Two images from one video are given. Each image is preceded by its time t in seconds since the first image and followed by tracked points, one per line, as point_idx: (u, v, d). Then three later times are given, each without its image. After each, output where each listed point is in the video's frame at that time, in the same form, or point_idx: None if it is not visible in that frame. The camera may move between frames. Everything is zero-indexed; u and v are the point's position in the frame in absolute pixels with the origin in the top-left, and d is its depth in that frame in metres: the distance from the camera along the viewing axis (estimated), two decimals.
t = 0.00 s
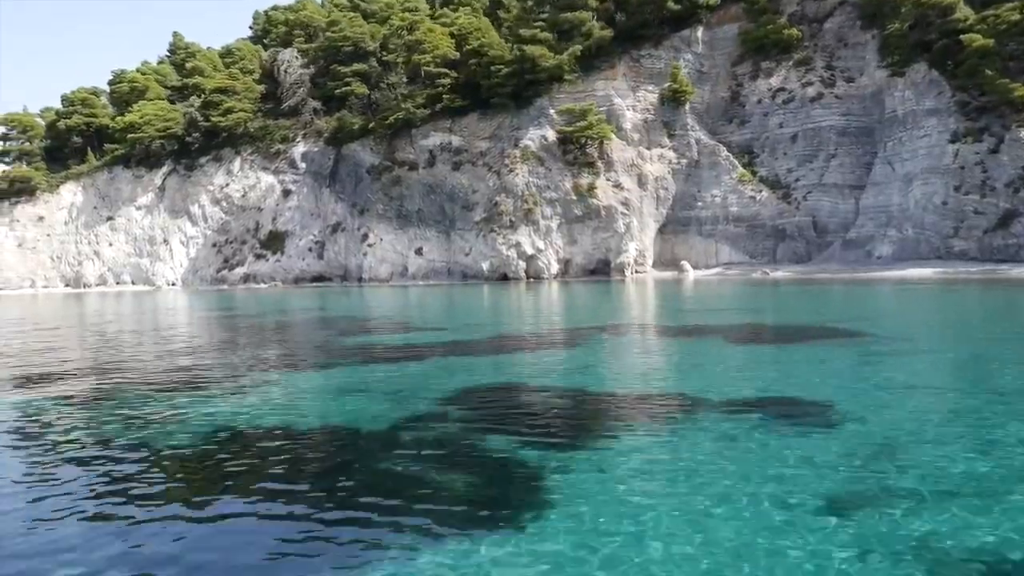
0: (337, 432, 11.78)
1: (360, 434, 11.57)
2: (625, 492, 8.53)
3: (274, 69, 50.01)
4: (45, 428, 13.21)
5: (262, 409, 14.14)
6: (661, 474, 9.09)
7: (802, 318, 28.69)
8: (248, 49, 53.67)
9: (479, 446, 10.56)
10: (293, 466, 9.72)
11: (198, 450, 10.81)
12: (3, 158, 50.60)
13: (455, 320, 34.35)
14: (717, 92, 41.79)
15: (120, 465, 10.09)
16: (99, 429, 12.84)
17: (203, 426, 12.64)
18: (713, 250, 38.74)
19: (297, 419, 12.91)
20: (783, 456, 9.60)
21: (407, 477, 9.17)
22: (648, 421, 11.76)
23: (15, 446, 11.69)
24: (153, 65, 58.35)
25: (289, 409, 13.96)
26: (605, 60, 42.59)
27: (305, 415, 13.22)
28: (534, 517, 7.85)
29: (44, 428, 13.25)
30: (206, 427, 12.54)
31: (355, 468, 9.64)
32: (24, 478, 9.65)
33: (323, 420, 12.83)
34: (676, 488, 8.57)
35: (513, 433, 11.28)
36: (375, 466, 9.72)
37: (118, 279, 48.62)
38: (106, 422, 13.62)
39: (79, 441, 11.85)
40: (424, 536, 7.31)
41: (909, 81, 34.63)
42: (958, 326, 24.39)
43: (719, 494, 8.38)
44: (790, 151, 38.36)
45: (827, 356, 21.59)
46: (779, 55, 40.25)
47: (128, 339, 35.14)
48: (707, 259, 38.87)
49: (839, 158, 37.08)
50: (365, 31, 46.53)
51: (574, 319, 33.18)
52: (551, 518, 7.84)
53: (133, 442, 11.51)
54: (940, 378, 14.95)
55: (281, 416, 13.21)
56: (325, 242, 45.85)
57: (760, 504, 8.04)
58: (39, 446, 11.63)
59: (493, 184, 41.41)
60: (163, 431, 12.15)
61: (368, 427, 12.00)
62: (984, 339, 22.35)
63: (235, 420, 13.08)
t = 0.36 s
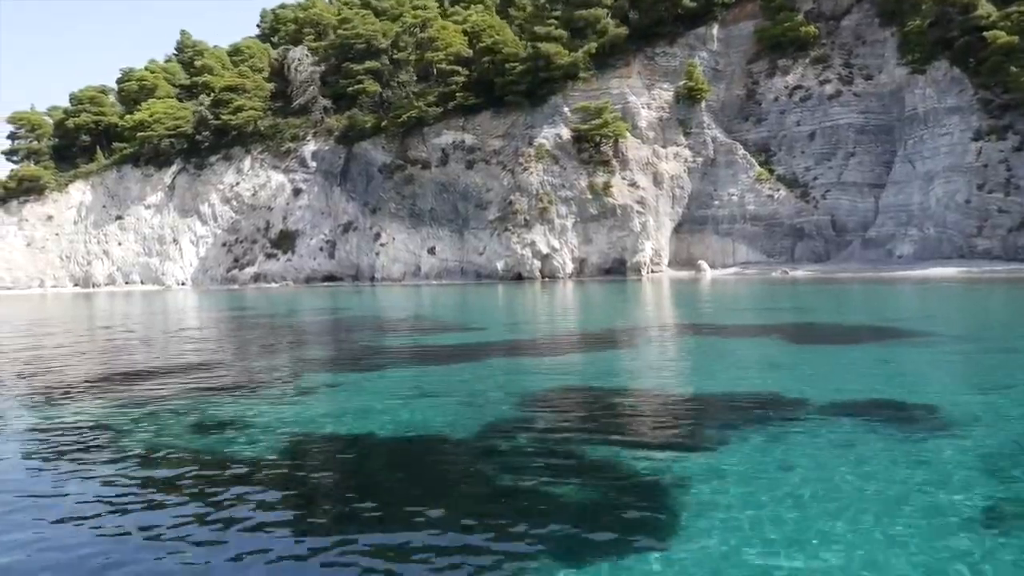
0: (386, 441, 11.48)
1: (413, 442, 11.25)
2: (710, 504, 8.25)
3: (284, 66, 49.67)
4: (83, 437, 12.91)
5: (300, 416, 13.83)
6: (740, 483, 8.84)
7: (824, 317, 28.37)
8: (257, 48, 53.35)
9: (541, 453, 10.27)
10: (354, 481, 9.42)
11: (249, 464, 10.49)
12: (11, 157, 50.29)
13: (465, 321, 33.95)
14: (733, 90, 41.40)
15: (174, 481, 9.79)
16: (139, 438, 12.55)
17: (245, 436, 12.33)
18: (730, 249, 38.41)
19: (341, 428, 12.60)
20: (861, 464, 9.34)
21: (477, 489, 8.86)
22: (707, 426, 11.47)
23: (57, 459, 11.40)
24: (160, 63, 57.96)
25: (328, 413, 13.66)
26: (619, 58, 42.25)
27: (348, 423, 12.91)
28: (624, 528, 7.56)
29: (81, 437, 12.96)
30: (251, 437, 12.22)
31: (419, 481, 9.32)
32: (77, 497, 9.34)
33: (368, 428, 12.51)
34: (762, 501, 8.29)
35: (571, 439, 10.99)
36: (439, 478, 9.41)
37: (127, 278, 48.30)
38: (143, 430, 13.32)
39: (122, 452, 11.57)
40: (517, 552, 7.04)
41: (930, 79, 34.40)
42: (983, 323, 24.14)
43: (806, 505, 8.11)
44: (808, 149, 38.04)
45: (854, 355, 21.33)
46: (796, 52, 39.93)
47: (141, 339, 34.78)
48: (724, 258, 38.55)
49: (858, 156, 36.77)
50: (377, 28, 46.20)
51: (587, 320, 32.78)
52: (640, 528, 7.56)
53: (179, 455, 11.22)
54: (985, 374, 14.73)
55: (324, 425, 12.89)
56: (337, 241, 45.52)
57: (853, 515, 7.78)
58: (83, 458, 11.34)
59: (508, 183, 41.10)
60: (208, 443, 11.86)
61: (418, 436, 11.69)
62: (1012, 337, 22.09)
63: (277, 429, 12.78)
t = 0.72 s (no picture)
0: (436, 438, 11.15)
1: (464, 440, 10.91)
2: (792, 497, 7.97)
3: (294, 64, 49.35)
4: (117, 435, 12.55)
5: (338, 414, 13.48)
6: (820, 478, 8.54)
7: (846, 316, 28.02)
8: (266, 47, 52.99)
9: (603, 450, 9.94)
10: (415, 479, 9.08)
11: (300, 462, 10.15)
12: (19, 155, 49.89)
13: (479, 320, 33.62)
14: (748, 88, 41.07)
15: (225, 480, 9.43)
16: (177, 435, 12.20)
17: (286, 433, 11.98)
18: (747, 247, 38.06)
19: (384, 425, 12.26)
20: (941, 460, 9.05)
21: (548, 485, 8.54)
22: (766, 422, 11.14)
23: (96, 457, 11.04)
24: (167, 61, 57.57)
25: (366, 412, 13.31)
26: (633, 55, 41.88)
27: (389, 421, 12.57)
28: (716, 522, 7.25)
29: (116, 434, 12.60)
30: (293, 434, 11.87)
31: (484, 478, 8.99)
32: (128, 494, 8.99)
33: (412, 426, 12.17)
34: (851, 496, 7.98)
35: (629, 435, 10.66)
36: (504, 474, 9.08)
37: (136, 277, 47.92)
38: (178, 427, 12.95)
39: (163, 451, 11.21)
40: (613, 547, 6.72)
41: (951, 75, 34.14)
42: (1010, 320, 23.85)
43: (899, 501, 7.81)
44: (826, 147, 37.71)
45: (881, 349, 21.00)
46: (812, 50, 39.63)
47: (151, 339, 34.33)
48: (740, 257, 38.19)
49: (877, 154, 36.45)
50: (389, 25, 45.87)
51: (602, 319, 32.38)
52: (729, 521, 7.27)
53: (224, 453, 10.87)
54: None
55: (365, 423, 12.55)
56: (347, 241, 45.16)
57: (949, 511, 7.50)
58: (123, 456, 10.98)
59: (522, 181, 40.74)
60: (251, 441, 11.51)
61: (468, 433, 11.35)
62: None
63: (318, 426, 12.43)
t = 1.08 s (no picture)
0: (486, 439, 10.78)
1: (516, 442, 10.51)
2: (878, 500, 7.66)
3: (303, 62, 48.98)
4: (149, 433, 12.12)
5: (376, 413, 13.09)
6: (899, 480, 8.23)
7: (867, 315, 27.71)
8: (275, 44, 52.56)
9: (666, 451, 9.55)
10: (476, 483, 8.73)
11: (350, 464, 9.75)
12: (26, 154, 49.37)
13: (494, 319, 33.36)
14: (763, 85, 40.72)
15: (274, 483, 9.01)
16: (212, 434, 11.79)
17: (327, 433, 11.58)
18: (764, 247, 37.68)
19: (427, 425, 11.86)
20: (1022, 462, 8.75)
21: (618, 489, 8.19)
22: (828, 422, 10.77)
23: (132, 457, 10.62)
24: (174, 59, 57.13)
25: (405, 411, 12.98)
26: (648, 53, 41.50)
27: (432, 421, 12.17)
28: (814, 530, 6.87)
29: (148, 433, 12.17)
30: (335, 435, 11.50)
31: (550, 482, 8.59)
32: (177, 498, 8.63)
33: (457, 425, 11.77)
34: (941, 500, 7.63)
35: (690, 435, 10.28)
36: (570, 478, 8.69)
37: (145, 277, 47.61)
38: (212, 426, 12.54)
39: (202, 450, 10.79)
40: (710, 557, 6.34)
41: (972, 73, 33.83)
42: None
43: (991, 507, 7.51)
44: (844, 145, 37.37)
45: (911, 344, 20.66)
46: (829, 47, 39.27)
47: (162, 339, 33.90)
48: (757, 256, 37.84)
49: (896, 153, 36.09)
50: (400, 22, 45.51)
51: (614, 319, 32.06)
52: (822, 528, 6.96)
53: (266, 453, 10.48)
54: None
55: (406, 422, 12.16)
56: (358, 240, 44.84)
57: None
58: (161, 456, 10.56)
59: (535, 180, 40.35)
60: (292, 441, 11.10)
61: (518, 434, 10.95)
62: None
63: (358, 425, 12.02)
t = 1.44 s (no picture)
0: (540, 439, 10.39)
1: (572, 442, 10.11)
2: (971, 502, 7.29)
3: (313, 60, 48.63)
4: (182, 430, 11.71)
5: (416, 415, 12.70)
6: (987, 482, 7.85)
7: (889, 314, 27.35)
8: (283, 43, 52.16)
9: (734, 452, 9.15)
10: (539, 485, 8.36)
11: (402, 463, 9.35)
12: (33, 152, 48.94)
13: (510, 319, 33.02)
14: (779, 83, 40.36)
15: (327, 482, 8.61)
16: (249, 431, 11.42)
17: (370, 432, 11.17)
18: (781, 246, 37.31)
19: (474, 425, 11.48)
20: None
21: (691, 491, 7.84)
22: (894, 423, 10.40)
23: (169, 454, 10.20)
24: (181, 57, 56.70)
25: (447, 411, 12.61)
26: (663, 50, 41.13)
27: (477, 421, 11.79)
28: (915, 537, 6.48)
29: (180, 430, 11.75)
30: (378, 435, 11.14)
31: (619, 483, 8.19)
32: (228, 495, 8.29)
33: (504, 425, 11.39)
34: None
35: (753, 435, 9.88)
36: (640, 479, 8.29)
37: (153, 276, 47.24)
38: (246, 423, 12.13)
39: (242, 449, 10.38)
40: (813, 566, 5.96)
41: (994, 70, 33.46)
42: None
43: None
44: (862, 143, 37.02)
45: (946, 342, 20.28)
46: (846, 44, 38.91)
47: (173, 338, 33.52)
48: (774, 256, 37.47)
49: (915, 150, 35.72)
50: (412, 20, 45.19)
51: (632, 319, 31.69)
52: (922, 531, 6.58)
53: (310, 452, 10.06)
54: None
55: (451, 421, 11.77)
56: (369, 239, 44.46)
57: None
58: (201, 454, 10.14)
59: (549, 178, 39.94)
60: (335, 440, 10.70)
61: (572, 434, 10.56)
62: None
63: (400, 425, 11.62)
